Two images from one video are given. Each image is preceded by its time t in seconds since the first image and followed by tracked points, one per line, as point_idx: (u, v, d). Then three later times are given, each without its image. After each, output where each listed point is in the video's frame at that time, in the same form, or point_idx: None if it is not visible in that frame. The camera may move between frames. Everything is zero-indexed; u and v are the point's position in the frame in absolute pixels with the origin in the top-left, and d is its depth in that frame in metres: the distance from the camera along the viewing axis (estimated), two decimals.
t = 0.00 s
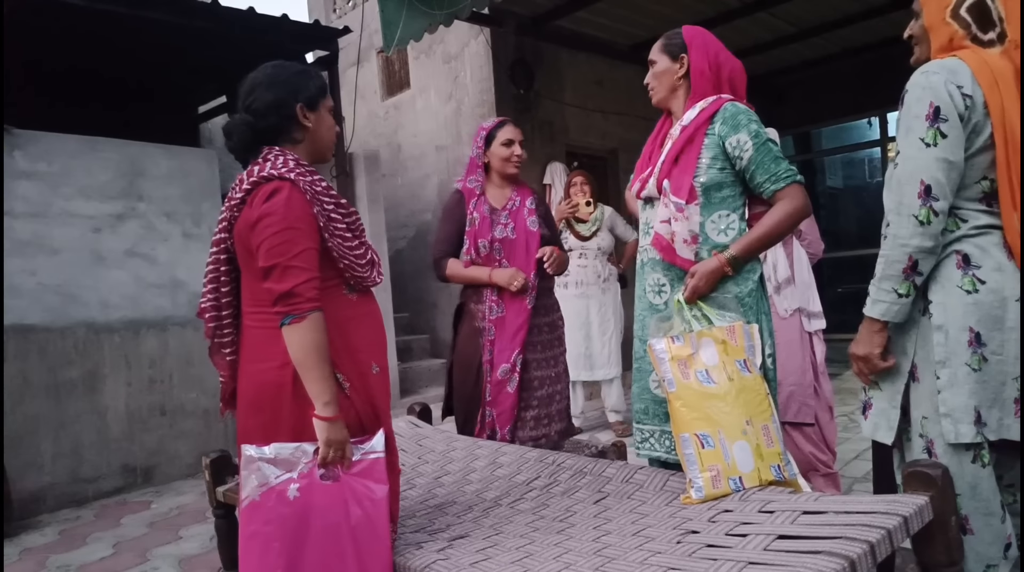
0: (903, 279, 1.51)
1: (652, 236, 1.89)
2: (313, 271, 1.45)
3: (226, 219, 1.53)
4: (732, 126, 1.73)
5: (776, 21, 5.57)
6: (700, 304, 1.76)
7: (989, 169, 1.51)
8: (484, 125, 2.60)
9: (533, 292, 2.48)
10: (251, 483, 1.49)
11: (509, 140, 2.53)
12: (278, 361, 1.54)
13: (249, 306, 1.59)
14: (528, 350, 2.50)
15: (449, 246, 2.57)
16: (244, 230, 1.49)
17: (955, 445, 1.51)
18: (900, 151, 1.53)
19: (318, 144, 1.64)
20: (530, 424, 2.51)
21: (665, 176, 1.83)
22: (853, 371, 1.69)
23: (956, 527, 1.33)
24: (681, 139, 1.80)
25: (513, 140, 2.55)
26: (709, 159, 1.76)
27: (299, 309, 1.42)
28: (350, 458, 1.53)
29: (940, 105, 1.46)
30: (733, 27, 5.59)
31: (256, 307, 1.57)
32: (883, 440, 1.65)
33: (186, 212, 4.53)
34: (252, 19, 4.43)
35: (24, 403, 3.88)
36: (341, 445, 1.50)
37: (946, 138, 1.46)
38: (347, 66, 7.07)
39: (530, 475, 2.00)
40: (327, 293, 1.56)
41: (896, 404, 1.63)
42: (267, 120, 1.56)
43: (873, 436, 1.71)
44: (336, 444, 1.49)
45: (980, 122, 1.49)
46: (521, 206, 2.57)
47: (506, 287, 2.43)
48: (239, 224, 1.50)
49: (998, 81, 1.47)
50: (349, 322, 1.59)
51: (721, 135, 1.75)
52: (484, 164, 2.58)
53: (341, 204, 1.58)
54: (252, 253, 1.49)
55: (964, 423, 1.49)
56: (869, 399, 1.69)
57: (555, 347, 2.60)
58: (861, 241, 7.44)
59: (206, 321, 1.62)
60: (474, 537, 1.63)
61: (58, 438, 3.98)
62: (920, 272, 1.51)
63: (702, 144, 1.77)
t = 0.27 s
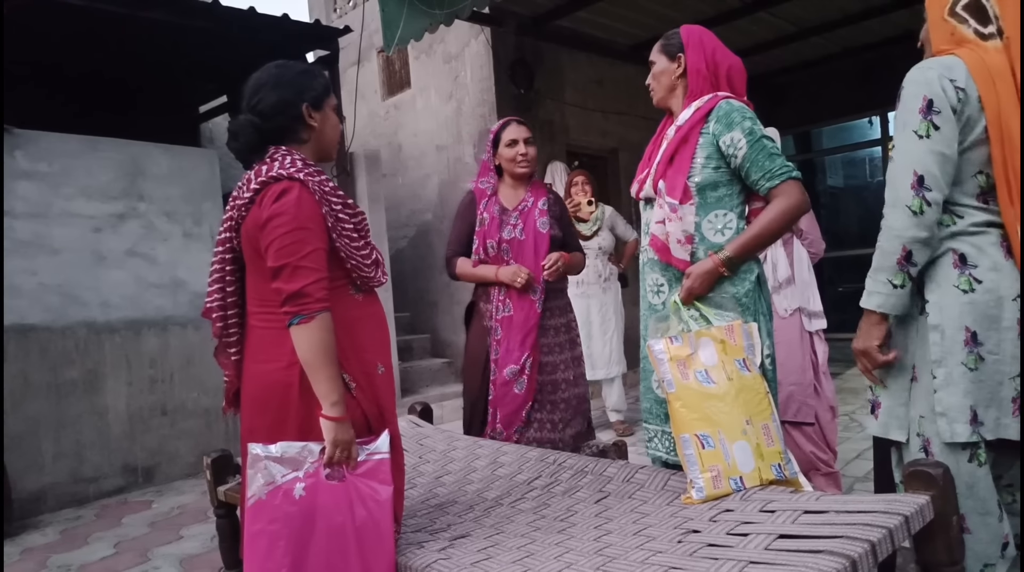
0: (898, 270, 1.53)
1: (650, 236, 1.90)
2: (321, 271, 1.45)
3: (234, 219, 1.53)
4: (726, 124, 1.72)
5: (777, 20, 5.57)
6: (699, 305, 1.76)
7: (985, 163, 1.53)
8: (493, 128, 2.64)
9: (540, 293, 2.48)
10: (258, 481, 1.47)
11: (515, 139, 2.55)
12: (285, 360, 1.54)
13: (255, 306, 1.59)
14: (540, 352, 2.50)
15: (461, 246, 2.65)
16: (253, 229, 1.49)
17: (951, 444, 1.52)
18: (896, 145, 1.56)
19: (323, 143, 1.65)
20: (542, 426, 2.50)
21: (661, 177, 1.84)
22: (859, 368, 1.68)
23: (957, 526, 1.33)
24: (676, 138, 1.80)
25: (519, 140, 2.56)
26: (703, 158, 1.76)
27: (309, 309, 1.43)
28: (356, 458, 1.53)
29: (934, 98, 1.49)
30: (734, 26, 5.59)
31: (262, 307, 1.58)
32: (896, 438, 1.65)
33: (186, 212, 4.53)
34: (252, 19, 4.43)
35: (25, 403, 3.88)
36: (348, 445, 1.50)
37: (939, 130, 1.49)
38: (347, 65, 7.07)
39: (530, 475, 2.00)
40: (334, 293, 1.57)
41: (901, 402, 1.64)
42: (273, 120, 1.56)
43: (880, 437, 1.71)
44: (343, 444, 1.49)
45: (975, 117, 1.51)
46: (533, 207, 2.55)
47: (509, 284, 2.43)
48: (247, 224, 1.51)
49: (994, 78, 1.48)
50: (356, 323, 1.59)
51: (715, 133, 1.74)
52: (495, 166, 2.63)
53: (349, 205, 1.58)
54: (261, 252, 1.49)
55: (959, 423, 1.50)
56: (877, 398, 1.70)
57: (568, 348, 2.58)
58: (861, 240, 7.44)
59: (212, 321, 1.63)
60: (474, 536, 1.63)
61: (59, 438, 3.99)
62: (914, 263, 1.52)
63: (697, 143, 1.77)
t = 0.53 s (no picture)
0: (888, 258, 1.57)
1: (649, 236, 1.91)
2: (325, 273, 1.45)
3: (238, 220, 1.54)
4: (722, 124, 1.72)
5: (776, 20, 5.57)
6: (698, 305, 1.76)
7: (982, 154, 1.55)
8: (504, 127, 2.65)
9: (543, 296, 2.47)
10: (259, 482, 1.47)
11: (526, 139, 2.56)
12: (289, 361, 1.54)
13: (259, 306, 1.59)
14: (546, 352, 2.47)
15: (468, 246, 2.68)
16: (257, 230, 1.49)
17: (953, 442, 1.54)
18: (892, 136, 1.59)
19: (326, 143, 1.65)
20: (557, 425, 2.48)
21: (658, 177, 1.84)
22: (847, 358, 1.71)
23: (958, 525, 1.33)
24: (673, 138, 1.80)
25: (529, 140, 2.56)
26: (700, 158, 1.76)
27: (312, 310, 1.43)
28: (358, 459, 1.53)
29: (929, 90, 1.52)
30: (733, 26, 5.59)
31: (266, 307, 1.58)
32: (903, 434, 1.65)
33: (186, 213, 4.53)
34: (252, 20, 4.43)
35: (25, 404, 3.88)
36: (350, 446, 1.49)
37: (933, 121, 1.52)
38: (347, 66, 7.07)
39: (531, 475, 2.00)
40: (337, 294, 1.57)
41: (904, 397, 1.65)
42: (276, 120, 1.56)
43: (882, 433, 1.72)
44: (345, 446, 1.48)
45: (971, 108, 1.53)
46: (537, 207, 2.54)
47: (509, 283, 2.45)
48: (251, 225, 1.51)
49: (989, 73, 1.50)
50: (359, 323, 1.59)
51: (712, 133, 1.74)
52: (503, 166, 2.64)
53: (353, 206, 1.59)
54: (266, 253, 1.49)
55: (962, 421, 1.52)
56: (881, 396, 1.69)
57: (578, 346, 2.55)
58: (861, 240, 7.44)
59: (214, 322, 1.63)
60: (475, 536, 1.63)
61: (59, 439, 3.99)
62: (904, 249, 1.56)
63: (693, 143, 1.77)
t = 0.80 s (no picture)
0: (891, 259, 1.57)
1: (649, 238, 1.91)
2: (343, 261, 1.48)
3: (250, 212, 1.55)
4: (720, 124, 1.72)
5: (777, 20, 5.57)
6: (697, 305, 1.76)
7: (982, 154, 1.55)
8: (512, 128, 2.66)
9: (542, 296, 2.47)
10: (276, 459, 1.48)
11: (535, 139, 2.57)
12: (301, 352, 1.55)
13: (265, 298, 1.59)
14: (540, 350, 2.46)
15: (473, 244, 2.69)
16: (273, 219, 1.50)
17: (954, 440, 1.54)
18: (892, 139, 1.60)
19: (328, 139, 1.66)
20: (549, 421, 2.45)
21: (657, 179, 1.84)
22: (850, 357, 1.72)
23: (959, 525, 1.32)
24: (671, 140, 1.80)
25: (538, 140, 2.57)
26: (699, 159, 1.76)
27: (332, 297, 1.45)
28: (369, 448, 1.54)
29: (927, 93, 1.53)
30: (733, 26, 5.59)
31: (273, 299, 1.58)
32: (907, 434, 1.64)
33: (187, 213, 4.53)
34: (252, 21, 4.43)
35: (26, 404, 3.88)
36: (364, 432, 1.52)
37: (932, 122, 1.52)
38: (348, 66, 7.07)
39: (532, 475, 2.00)
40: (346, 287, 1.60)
41: (908, 397, 1.64)
42: (274, 131, 1.60)
43: (883, 432, 1.71)
44: (360, 431, 1.51)
45: (969, 109, 1.53)
46: (541, 206, 2.53)
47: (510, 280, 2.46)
48: (266, 215, 1.52)
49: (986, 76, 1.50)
50: (367, 316, 1.63)
51: (710, 134, 1.74)
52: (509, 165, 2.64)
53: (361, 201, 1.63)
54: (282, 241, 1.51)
55: (964, 419, 1.52)
56: (885, 396, 1.69)
57: (575, 344, 2.53)
58: (862, 240, 7.44)
59: (217, 318, 1.65)
60: (476, 536, 1.63)
61: (60, 439, 3.99)
62: (906, 251, 1.56)
63: (692, 144, 1.77)
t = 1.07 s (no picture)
0: (883, 260, 1.58)
1: (643, 239, 1.91)
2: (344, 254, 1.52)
3: (247, 214, 1.56)
4: (712, 125, 1.72)
5: (774, 20, 5.58)
6: (691, 305, 1.76)
7: (974, 154, 1.55)
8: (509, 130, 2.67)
9: (540, 296, 2.46)
10: (292, 444, 1.45)
11: (528, 140, 2.59)
12: (304, 351, 1.56)
13: (264, 300, 1.60)
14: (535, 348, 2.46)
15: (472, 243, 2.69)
16: (272, 218, 1.52)
17: (949, 439, 1.55)
18: (884, 140, 1.60)
19: (317, 144, 1.66)
20: (541, 412, 2.44)
21: (650, 180, 1.84)
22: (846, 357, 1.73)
23: (957, 524, 1.33)
24: (664, 141, 1.80)
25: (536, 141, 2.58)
26: (692, 160, 1.75)
27: (337, 289, 1.48)
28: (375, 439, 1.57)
29: (919, 94, 1.53)
30: (730, 26, 5.59)
31: (272, 299, 1.59)
32: (902, 433, 1.65)
33: (184, 215, 4.53)
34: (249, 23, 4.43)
35: (25, 408, 3.88)
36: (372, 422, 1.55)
37: (924, 124, 1.52)
38: (345, 67, 7.07)
39: (530, 477, 2.00)
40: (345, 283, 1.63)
41: (902, 396, 1.65)
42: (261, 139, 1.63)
43: (876, 430, 1.72)
44: (370, 421, 1.54)
45: (961, 109, 1.53)
46: (541, 207, 2.54)
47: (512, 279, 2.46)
48: (264, 216, 1.53)
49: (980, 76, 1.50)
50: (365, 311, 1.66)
51: (702, 135, 1.73)
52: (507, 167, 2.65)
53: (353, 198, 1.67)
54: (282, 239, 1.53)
55: (958, 417, 1.52)
56: (879, 395, 1.69)
57: (569, 342, 2.54)
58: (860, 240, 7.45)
59: (217, 325, 1.63)
60: (474, 538, 1.63)
61: (58, 443, 3.98)
62: (898, 252, 1.57)
63: (685, 144, 1.76)
